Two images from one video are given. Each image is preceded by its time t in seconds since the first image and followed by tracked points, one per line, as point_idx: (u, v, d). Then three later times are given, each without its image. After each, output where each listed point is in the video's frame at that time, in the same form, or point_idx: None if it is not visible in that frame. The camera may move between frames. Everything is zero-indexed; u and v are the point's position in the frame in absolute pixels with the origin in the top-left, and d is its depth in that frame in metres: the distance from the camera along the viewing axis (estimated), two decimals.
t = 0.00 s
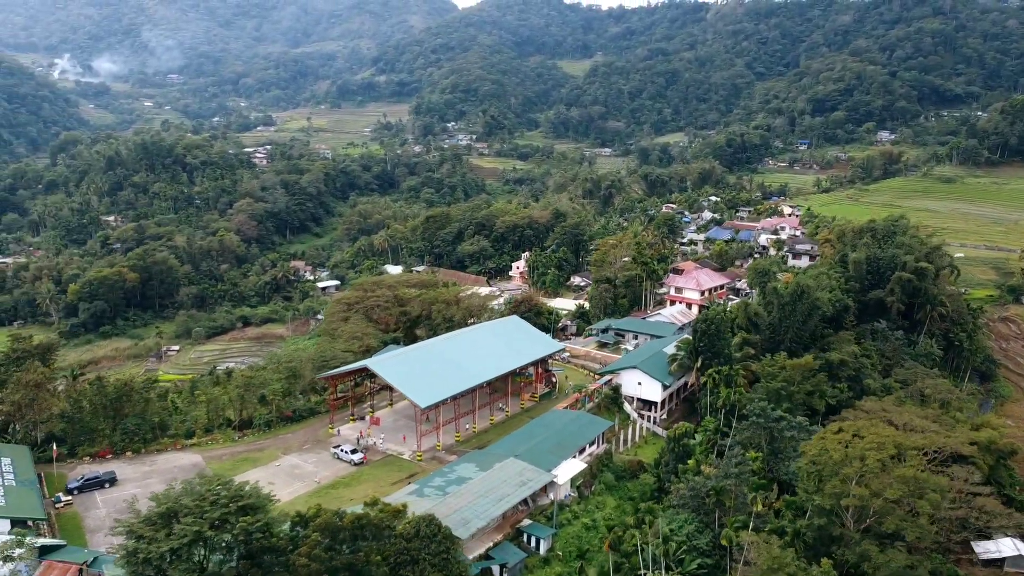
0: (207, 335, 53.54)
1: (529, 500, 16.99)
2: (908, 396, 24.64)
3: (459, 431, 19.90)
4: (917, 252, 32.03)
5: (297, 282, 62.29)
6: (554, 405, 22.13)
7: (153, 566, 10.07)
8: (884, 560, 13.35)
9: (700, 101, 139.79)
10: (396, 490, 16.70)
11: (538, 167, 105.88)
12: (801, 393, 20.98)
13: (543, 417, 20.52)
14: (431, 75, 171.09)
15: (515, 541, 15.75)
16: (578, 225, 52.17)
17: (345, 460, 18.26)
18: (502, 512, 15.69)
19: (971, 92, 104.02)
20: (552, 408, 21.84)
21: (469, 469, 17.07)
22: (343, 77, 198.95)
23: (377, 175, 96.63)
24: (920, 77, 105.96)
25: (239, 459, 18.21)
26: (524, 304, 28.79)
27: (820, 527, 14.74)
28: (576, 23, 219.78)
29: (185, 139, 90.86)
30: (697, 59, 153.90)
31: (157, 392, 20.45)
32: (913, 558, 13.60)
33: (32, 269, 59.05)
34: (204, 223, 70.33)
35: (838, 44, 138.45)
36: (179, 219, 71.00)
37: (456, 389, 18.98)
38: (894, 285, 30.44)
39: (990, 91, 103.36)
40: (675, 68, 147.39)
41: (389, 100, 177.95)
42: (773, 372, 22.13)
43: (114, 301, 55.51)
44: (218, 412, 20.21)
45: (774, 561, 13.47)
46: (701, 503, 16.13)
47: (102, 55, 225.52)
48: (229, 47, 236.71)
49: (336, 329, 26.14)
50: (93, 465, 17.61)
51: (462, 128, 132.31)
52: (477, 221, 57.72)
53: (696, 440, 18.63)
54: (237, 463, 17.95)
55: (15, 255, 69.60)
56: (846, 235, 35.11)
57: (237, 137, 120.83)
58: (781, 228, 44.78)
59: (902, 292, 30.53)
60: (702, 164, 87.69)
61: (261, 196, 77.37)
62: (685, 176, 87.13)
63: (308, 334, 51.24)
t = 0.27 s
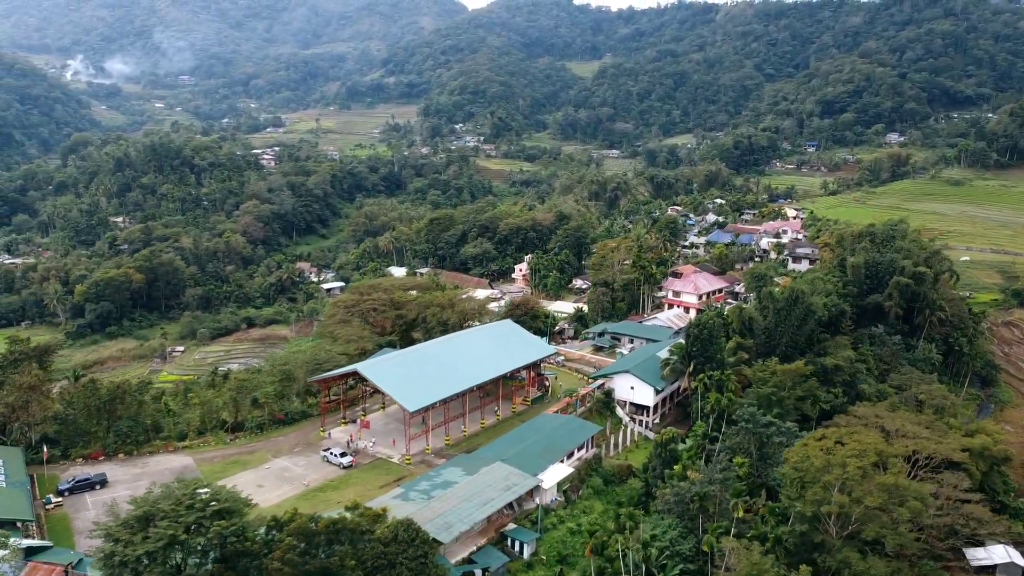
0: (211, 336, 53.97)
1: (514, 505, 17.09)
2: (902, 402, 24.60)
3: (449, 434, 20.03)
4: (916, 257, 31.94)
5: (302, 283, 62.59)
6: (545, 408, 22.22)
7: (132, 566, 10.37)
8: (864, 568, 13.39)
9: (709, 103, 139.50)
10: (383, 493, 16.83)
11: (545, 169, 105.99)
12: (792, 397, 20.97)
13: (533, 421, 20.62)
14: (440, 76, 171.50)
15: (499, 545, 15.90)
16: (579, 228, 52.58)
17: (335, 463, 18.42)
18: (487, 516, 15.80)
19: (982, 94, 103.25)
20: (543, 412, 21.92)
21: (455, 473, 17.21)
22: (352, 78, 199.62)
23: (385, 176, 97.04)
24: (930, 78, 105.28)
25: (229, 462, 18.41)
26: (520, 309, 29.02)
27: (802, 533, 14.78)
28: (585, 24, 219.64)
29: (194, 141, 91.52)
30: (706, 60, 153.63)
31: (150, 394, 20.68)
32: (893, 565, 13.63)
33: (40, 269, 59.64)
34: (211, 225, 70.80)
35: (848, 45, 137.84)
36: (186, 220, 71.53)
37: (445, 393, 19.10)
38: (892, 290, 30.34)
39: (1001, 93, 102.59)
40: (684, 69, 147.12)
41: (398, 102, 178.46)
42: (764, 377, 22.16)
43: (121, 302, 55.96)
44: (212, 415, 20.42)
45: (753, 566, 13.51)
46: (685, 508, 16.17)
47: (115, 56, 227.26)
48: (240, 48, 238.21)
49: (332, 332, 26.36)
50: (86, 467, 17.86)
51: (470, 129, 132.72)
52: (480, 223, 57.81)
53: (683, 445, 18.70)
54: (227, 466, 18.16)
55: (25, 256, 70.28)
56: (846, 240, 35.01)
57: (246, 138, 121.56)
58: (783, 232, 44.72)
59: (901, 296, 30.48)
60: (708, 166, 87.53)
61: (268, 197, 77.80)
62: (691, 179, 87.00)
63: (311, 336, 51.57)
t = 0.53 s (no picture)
0: (222, 336, 54.50)
1: (503, 509, 17.17)
2: (902, 409, 24.49)
3: (442, 437, 20.18)
4: (921, 262, 31.74)
5: (313, 284, 62.95)
6: (540, 412, 22.30)
7: (112, 567, 10.65)
8: None
9: (724, 104, 138.87)
10: (373, 496, 16.98)
11: (558, 171, 105.99)
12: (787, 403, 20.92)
13: (527, 425, 20.70)
14: (455, 78, 171.88)
15: (486, 549, 15.99)
16: (587, 231, 52.76)
17: (328, 465, 18.61)
18: (474, 520, 15.92)
19: (1002, 96, 102.11)
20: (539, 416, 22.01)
21: (445, 476, 17.32)
22: (369, 80, 200.38)
23: (398, 178, 97.44)
24: (949, 80, 104.16)
25: (224, 463, 18.66)
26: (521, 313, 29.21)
27: (788, 541, 14.75)
28: (601, 25, 219.24)
29: (209, 142, 92.33)
30: (721, 62, 152.94)
31: (150, 395, 21.00)
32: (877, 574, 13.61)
33: (55, 269, 60.46)
34: (224, 226, 71.41)
35: (865, 46, 136.79)
36: (200, 221, 72.21)
37: (438, 397, 19.23)
38: (896, 295, 30.17)
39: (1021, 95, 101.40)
40: (699, 71, 146.53)
41: (413, 103, 179.04)
42: (760, 382, 22.12)
43: (133, 303, 56.60)
44: (209, 416, 20.70)
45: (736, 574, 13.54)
46: (672, 514, 16.20)
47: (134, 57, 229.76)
48: (257, 49, 240.09)
49: (332, 335, 26.60)
50: (83, 467, 18.18)
51: (484, 131, 133.02)
52: (490, 225, 57.93)
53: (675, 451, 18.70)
54: (222, 467, 18.42)
55: (42, 256, 71.22)
56: (851, 245, 34.81)
57: (262, 139, 122.46)
58: (790, 236, 44.59)
59: (905, 302, 30.33)
60: (720, 169, 87.16)
61: (281, 198, 78.35)
62: (703, 181, 86.70)
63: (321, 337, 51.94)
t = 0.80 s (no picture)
0: (234, 337, 54.99)
1: (494, 512, 17.26)
2: (903, 415, 24.36)
3: (438, 440, 20.29)
4: (928, 267, 31.45)
5: (325, 285, 63.29)
6: (537, 416, 22.40)
7: (94, 567, 10.85)
8: None
9: (741, 106, 138.08)
10: (365, 498, 17.12)
11: (572, 173, 105.90)
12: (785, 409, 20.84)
13: (523, 429, 20.80)
14: (472, 79, 172.17)
15: (475, 552, 16.10)
16: (596, 234, 52.86)
17: (323, 467, 18.79)
18: (464, 523, 16.02)
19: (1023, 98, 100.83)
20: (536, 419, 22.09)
21: (437, 479, 17.47)
22: (385, 81, 201.08)
23: (412, 180, 97.75)
24: (969, 81, 102.89)
25: (221, 463, 18.91)
26: (523, 317, 29.44)
27: (775, 548, 14.73)
28: (618, 26, 218.67)
29: (226, 144, 93.10)
30: (738, 63, 152.07)
31: (150, 396, 21.30)
32: None
33: (72, 269, 61.28)
34: (239, 227, 72.06)
35: (884, 47, 135.60)
36: (215, 222, 72.90)
37: (432, 401, 19.38)
38: (902, 300, 29.96)
39: None
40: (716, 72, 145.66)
41: (430, 104, 179.50)
42: (758, 387, 22.05)
43: (148, 303, 57.25)
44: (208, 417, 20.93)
45: None
46: (661, 520, 16.24)
47: (155, 59, 232.23)
48: (276, 51, 241.89)
49: (334, 337, 26.79)
50: (83, 466, 18.51)
51: (499, 133, 133.19)
52: (500, 228, 58.07)
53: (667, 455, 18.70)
54: (218, 468, 18.63)
55: (60, 256, 72.16)
56: (859, 249, 34.58)
57: (278, 141, 123.32)
58: (800, 239, 44.35)
59: (911, 307, 30.13)
60: (735, 171, 86.71)
61: (295, 200, 78.93)
62: (717, 183, 86.29)
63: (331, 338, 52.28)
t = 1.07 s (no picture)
0: (246, 337, 55.54)
1: (484, 515, 17.36)
2: (903, 422, 24.21)
3: (433, 443, 20.40)
4: (934, 273, 31.18)
5: (337, 286, 63.66)
6: (533, 419, 22.46)
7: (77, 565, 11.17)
8: None
9: (758, 107, 137.19)
10: (356, 500, 17.28)
11: (586, 175, 105.79)
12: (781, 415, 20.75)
13: (517, 433, 20.88)
14: (489, 80, 172.37)
15: (463, 555, 16.21)
16: (605, 237, 52.99)
17: (318, 469, 18.97)
18: (452, 526, 16.14)
19: None
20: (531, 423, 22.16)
21: (428, 482, 17.60)
22: (403, 82, 201.70)
23: (426, 181, 98.09)
24: (990, 82, 101.59)
25: (218, 464, 19.13)
26: (525, 320, 29.59)
27: (761, 555, 14.73)
28: (636, 28, 217.92)
29: (242, 145, 93.93)
30: (757, 64, 151.20)
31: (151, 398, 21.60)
32: None
33: (89, 268, 62.15)
34: (253, 228, 72.71)
35: (905, 49, 134.26)
36: (230, 223, 73.60)
37: (426, 404, 19.49)
38: (907, 306, 29.70)
39: None
40: (733, 73, 144.67)
41: (447, 106, 179.94)
42: (754, 393, 22.01)
43: (162, 303, 57.93)
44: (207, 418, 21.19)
45: None
46: (649, 525, 16.29)
47: (177, 61, 234.74)
48: (296, 53, 243.64)
49: (336, 340, 26.97)
50: (82, 466, 18.81)
51: (514, 134, 133.39)
52: (511, 230, 58.20)
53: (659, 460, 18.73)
54: (214, 468, 18.86)
55: (78, 256, 73.15)
56: (865, 254, 34.32)
57: (295, 142, 124.15)
58: (809, 242, 44.19)
59: (916, 312, 29.91)
60: (750, 173, 86.22)
61: (310, 201, 79.47)
62: (732, 185, 85.85)
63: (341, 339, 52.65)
